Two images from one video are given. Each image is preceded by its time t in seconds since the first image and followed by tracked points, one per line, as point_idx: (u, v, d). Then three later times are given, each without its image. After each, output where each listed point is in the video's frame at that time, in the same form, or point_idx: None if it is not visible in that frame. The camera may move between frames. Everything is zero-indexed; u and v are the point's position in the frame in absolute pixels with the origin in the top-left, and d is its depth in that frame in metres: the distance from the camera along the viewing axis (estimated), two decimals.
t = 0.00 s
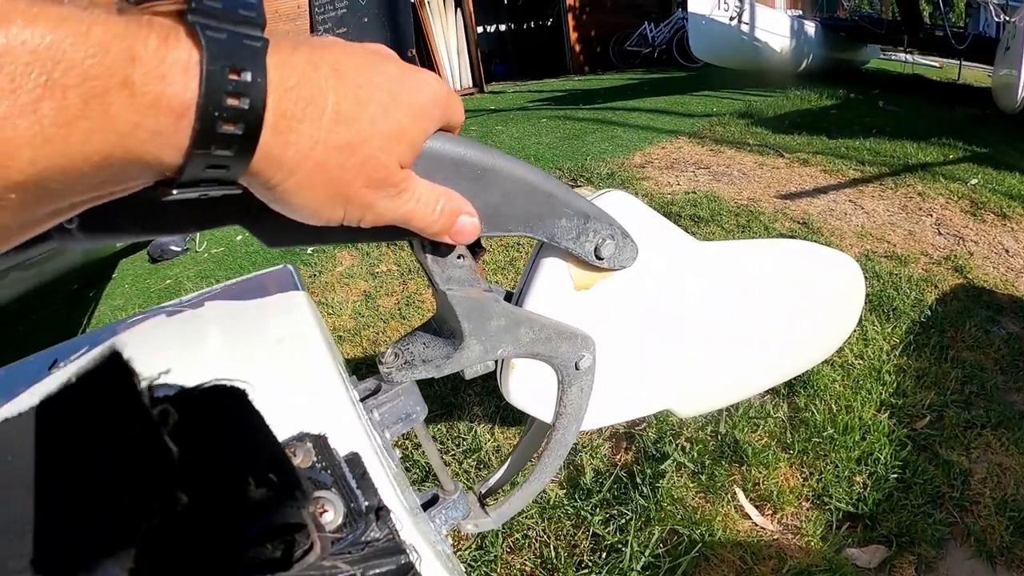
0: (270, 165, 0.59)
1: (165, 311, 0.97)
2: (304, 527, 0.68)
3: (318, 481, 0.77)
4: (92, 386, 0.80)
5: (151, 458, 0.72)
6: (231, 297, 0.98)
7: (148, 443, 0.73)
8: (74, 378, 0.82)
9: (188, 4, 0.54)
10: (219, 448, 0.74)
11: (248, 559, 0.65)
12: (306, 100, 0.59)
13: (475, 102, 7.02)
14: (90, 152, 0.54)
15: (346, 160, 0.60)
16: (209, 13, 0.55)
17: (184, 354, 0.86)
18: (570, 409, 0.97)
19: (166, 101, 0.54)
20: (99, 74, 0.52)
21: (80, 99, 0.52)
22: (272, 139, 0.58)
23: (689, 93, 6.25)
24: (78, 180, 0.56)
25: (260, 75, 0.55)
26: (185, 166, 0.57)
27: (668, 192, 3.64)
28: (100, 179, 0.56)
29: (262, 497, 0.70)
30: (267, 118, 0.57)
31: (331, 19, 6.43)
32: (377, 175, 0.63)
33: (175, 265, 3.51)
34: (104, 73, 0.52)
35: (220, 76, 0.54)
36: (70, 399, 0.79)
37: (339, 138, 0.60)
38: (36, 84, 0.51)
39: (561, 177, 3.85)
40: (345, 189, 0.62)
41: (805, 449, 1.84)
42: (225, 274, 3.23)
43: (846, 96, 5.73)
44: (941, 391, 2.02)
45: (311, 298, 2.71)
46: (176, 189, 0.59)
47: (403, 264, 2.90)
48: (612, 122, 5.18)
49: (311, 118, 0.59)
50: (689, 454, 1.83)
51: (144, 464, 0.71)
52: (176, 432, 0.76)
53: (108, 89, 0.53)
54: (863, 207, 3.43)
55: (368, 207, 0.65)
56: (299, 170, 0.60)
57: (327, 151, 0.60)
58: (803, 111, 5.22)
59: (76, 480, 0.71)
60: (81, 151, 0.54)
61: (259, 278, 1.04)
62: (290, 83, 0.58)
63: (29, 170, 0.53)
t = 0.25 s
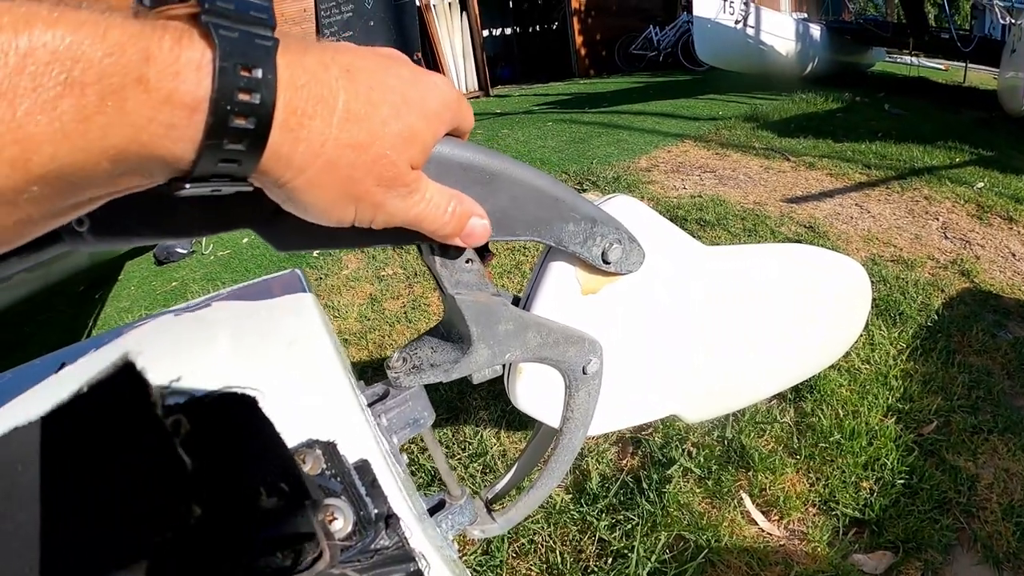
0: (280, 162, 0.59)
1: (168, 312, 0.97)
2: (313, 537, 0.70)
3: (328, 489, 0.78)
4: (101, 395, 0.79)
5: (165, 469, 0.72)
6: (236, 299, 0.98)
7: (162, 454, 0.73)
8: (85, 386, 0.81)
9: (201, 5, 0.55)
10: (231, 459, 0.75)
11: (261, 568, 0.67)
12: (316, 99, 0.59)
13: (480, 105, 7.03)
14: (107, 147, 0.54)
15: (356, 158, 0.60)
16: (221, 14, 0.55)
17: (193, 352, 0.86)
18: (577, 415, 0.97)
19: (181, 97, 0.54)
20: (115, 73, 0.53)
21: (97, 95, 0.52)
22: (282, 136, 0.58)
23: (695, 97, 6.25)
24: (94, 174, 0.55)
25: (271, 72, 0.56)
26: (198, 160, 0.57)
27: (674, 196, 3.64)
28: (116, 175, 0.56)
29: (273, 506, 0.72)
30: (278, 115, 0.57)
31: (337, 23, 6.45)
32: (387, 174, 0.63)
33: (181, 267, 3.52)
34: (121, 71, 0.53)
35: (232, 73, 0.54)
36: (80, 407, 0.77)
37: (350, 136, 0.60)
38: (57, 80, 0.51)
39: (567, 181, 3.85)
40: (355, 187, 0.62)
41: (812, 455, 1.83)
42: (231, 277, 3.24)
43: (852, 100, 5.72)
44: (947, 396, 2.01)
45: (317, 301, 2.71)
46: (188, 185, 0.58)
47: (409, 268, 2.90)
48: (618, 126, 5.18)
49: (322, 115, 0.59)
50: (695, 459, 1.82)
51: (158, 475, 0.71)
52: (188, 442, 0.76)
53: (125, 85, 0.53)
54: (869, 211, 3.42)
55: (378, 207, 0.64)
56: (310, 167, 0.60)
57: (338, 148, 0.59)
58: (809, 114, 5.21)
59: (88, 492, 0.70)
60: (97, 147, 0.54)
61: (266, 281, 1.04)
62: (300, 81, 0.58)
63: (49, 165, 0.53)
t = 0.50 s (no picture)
0: (288, 186, 0.59)
1: (173, 323, 0.97)
2: (323, 551, 0.70)
3: (337, 501, 0.78)
4: (114, 416, 0.80)
5: (176, 494, 0.72)
6: (242, 310, 0.98)
7: (175, 479, 0.74)
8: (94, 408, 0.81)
9: (202, 31, 0.55)
10: (242, 481, 0.75)
11: None
12: (322, 121, 0.59)
13: (484, 107, 7.04)
14: (106, 179, 0.54)
15: (363, 178, 0.61)
16: (220, 38, 0.55)
17: (199, 364, 0.86)
18: (584, 421, 0.97)
19: (181, 129, 0.54)
20: (113, 104, 0.53)
21: (94, 128, 0.52)
22: (289, 161, 0.58)
23: (699, 97, 6.24)
24: (93, 206, 0.56)
25: (276, 98, 0.56)
26: (202, 191, 0.57)
27: (679, 197, 3.63)
28: (116, 205, 0.57)
29: (285, 523, 0.72)
30: (284, 139, 0.57)
31: (341, 26, 6.47)
32: (395, 193, 0.63)
33: (186, 271, 3.53)
34: (118, 102, 0.53)
35: (235, 102, 0.54)
36: (90, 431, 0.78)
37: (357, 157, 0.60)
38: (50, 113, 0.51)
39: (572, 183, 3.85)
40: (363, 207, 0.62)
41: (818, 458, 1.83)
42: (237, 280, 3.25)
43: (857, 99, 5.70)
44: (954, 399, 2.00)
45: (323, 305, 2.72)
46: (193, 215, 0.60)
47: (414, 271, 2.90)
48: (622, 127, 5.17)
49: (329, 138, 0.59)
50: (701, 463, 1.82)
51: (170, 500, 0.72)
52: (199, 463, 0.76)
53: (123, 117, 0.53)
54: (875, 212, 3.41)
55: (386, 225, 0.65)
56: (317, 190, 0.60)
57: (346, 170, 0.60)
58: (814, 115, 5.20)
59: (101, 517, 0.71)
60: (95, 179, 0.54)
61: (274, 290, 1.04)
62: (306, 104, 0.58)
63: (46, 201, 0.53)
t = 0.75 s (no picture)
0: (287, 175, 0.59)
1: (174, 324, 0.97)
2: (324, 554, 0.69)
3: (336, 505, 0.77)
4: (111, 418, 0.79)
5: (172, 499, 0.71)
6: (245, 310, 0.98)
7: (171, 482, 0.73)
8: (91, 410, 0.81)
9: (203, 20, 0.55)
10: (237, 487, 0.74)
11: None
12: (321, 110, 0.59)
13: (486, 109, 7.04)
14: (113, 165, 0.54)
15: (363, 169, 0.60)
16: (222, 28, 0.55)
17: (200, 367, 0.87)
18: (586, 423, 0.96)
19: (184, 112, 0.54)
20: (118, 89, 0.53)
21: (100, 113, 0.53)
22: (289, 148, 0.58)
23: (701, 98, 6.23)
24: (101, 193, 0.56)
25: (275, 85, 0.55)
26: (203, 176, 0.57)
27: (681, 198, 3.63)
28: (122, 193, 0.57)
29: (282, 527, 0.71)
30: (284, 126, 0.57)
31: (342, 28, 6.47)
32: (395, 185, 0.63)
33: (189, 274, 3.53)
34: (123, 88, 0.53)
35: (235, 86, 0.54)
36: (86, 435, 0.77)
37: (355, 146, 0.59)
38: (57, 99, 0.51)
39: (574, 184, 3.84)
40: (362, 198, 0.62)
41: (822, 459, 1.82)
42: (239, 282, 3.25)
43: (860, 99, 5.69)
44: (958, 399, 1.99)
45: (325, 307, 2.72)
46: (193, 203, 0.58)
47: (416, 273, 2.90)
48: (624, 128, 5.17)
49: (327, 126, 0.59)
50: (704, 464, 1.82)
51: (165, 504, 0.71)
52: (194, 470, 0.76)
53: (127, 102, 0.53)
54: (878, 212, 3.40)
55: (385, 219, 0.64)
56: (317, 179, 0.59)
57: (345, 158, 0.59)
58: (816, 115, 5.19)
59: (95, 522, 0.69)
60: (102, 164, 0.54)
61: (276, 290, 1.05)
62: (305, 92, 0.58)
63: (55, 184, 0.53)
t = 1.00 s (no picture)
0: (295, 198, 0.60)
1: (179, 330, 0.98)
2: (327, 552, 0.71)
3: (342, 503, 0.79)
4: (129, 421, 0.80)
5: (189, 497, 0.72)
6: (246, 315, 1.00)
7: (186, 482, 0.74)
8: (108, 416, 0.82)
9: (208, 48, 0.56)
10: (253, 486, 0.76)
11: None
12: (327, 134, 0.60)
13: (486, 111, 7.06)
14: (122, 196, 0.56)
15: (368, 189, 0.62)
16: (227, 56, 0.56)
17: (207, 372, 0.89)
18: (584, 424, 0.98)
19: (193, 144, 0.56)
20: (127, 123, 0.54)
21: (109, 146, 0.54)
22: (296, 174, 0.59)
23: (700, 100, 6.25)
24: (111, 223, 0.57)
25: (282, 113, 0.57)
26: (213, 204, 0.59)
27: (680, 200, 3.64)
28: (131, 222, 0.58)
29: (292, 525, 0.73)
30: (291, 152, 0.58)
31: (342, 31, 6.49)
32: (398, 203, 0.64)
33: (189, 276, 3.55)
34: (132, 121, 0.54)
35: (243, 117, 0.55)
36: (104, 437, 0.78)
37: (360, 168, 0.61)
38: (66, 134, 0.53)
39: (574, 186, 3.86)
40: (367, 216, 0.64)
41: (819, 460, 1.84)
42: (240, 284, 3.26)
43: (859, 101, 5.71)
44: (955, 400, 2.01)
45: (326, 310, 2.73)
46: (205, 228, 0.61)
47: (416, 275, 2.92)
48: (624, 130, 5.18)
49: (333, 151, 0.60)
50: (703, 465, 1.83)
51: (183, 502, 0.72)
52: (211, 468, 0.77)
53: (137, 135, 0.54)
54: (876, 214, 3.42)
55: (389, 233, 0.66)
56: (323, 201, 0.61)
57: (350, 181, 0.61)
58: (815, 116, 5.21)
59: (111, 520, 0.70)
60: (112, 196, 0.55)
61: (280, 293, 1.06)
62: (311, 117, 0.59)
63: (65, 218, 0.54)
